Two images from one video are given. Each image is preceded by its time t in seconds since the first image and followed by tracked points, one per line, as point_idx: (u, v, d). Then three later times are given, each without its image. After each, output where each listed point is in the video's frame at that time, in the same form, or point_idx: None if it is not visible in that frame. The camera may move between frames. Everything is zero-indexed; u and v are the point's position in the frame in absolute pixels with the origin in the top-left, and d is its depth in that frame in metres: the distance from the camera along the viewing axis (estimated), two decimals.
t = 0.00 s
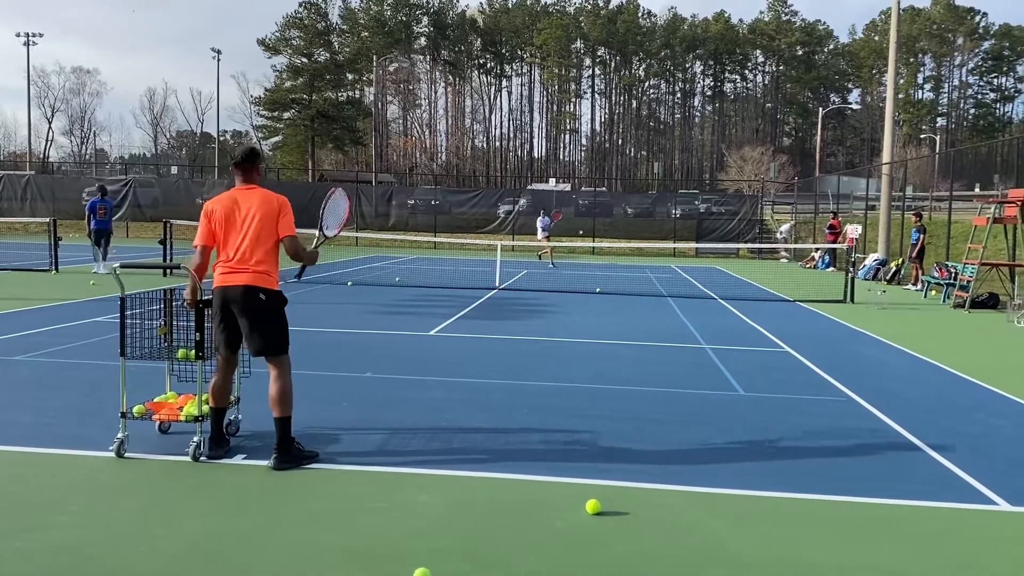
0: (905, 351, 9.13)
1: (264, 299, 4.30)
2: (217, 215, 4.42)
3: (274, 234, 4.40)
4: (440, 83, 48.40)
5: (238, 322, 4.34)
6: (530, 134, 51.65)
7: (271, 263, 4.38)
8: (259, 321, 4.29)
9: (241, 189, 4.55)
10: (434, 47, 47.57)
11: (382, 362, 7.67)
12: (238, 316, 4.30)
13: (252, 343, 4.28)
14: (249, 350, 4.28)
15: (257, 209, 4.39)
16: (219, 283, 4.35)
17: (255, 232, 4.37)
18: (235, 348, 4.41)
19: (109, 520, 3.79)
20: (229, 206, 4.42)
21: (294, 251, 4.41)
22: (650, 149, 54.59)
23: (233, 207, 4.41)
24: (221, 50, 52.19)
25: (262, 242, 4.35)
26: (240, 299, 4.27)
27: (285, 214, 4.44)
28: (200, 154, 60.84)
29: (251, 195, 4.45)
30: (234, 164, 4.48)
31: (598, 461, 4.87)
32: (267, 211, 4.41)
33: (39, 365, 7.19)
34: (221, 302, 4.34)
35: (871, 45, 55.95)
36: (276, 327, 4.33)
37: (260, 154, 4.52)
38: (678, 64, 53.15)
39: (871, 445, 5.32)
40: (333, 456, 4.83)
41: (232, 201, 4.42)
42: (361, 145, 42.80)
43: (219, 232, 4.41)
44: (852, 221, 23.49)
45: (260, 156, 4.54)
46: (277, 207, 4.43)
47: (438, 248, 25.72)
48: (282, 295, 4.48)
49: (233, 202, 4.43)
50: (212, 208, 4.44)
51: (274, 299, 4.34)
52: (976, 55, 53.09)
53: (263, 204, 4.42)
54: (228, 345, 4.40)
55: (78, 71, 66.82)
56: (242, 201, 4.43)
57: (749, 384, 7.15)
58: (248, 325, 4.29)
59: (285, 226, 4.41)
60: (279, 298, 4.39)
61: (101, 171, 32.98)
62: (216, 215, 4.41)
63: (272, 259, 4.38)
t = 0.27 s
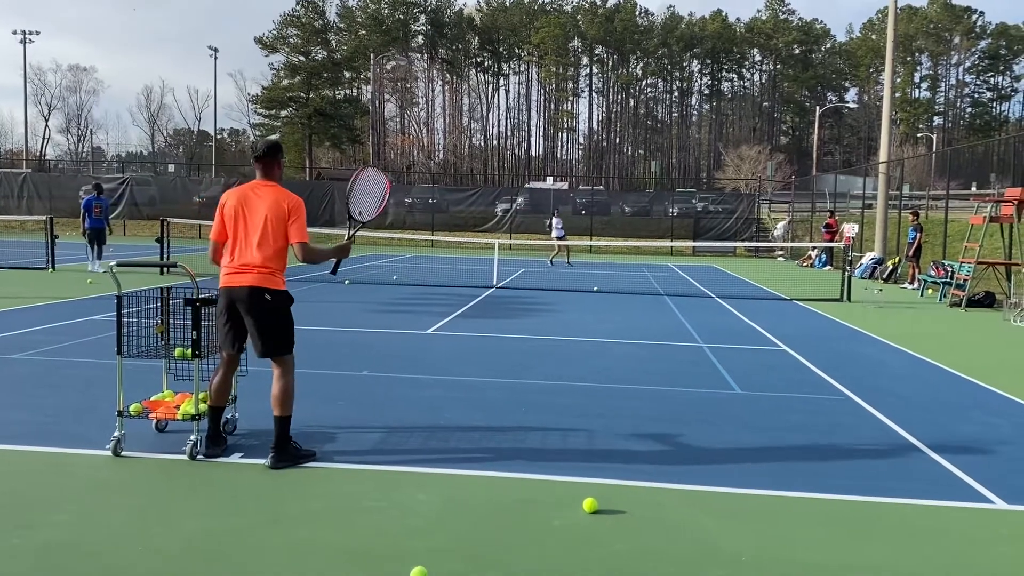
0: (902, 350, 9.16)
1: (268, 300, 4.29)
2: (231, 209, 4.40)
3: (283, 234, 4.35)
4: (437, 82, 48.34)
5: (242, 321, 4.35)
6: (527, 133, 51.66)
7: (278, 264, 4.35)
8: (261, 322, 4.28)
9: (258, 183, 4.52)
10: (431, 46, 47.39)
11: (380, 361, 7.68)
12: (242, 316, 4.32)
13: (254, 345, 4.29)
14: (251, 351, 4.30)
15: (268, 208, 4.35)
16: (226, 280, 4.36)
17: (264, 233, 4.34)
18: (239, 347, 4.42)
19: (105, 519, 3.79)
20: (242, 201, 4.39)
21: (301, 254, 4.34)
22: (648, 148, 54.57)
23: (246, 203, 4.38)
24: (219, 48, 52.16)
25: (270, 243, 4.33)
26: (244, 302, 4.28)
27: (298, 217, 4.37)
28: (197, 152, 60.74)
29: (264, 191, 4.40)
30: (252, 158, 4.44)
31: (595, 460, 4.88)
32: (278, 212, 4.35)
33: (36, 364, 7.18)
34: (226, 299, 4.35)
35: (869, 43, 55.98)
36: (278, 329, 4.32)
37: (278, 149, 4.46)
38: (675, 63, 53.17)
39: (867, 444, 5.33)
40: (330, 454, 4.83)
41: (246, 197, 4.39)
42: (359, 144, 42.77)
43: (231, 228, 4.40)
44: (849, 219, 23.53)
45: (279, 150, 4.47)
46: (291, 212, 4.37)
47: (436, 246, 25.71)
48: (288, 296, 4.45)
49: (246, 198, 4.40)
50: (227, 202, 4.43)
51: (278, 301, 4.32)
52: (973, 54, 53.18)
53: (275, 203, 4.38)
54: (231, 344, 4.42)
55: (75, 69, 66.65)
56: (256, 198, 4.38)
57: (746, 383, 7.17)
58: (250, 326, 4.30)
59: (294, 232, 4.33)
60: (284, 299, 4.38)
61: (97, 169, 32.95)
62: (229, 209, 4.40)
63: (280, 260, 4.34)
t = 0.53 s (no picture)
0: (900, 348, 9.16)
1: (258, 299, 4.27)
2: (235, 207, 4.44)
3: (273, 232, 4.29)
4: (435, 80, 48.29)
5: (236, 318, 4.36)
6: (525, 131, 51.69)
7: (269, 262, 4.30)
8: (252, 321, 4.27)
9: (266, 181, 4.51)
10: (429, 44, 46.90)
11: (378, 359, 7.68)
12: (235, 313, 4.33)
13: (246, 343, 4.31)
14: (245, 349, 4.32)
15: (262, 206, 4.32)
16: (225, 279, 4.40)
17: (259, 233, 4.31)
18: (238, 346, 4.43)
19: (102, 518, 3.79)
20: (244, 199, 4.41)
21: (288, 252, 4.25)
22: (646, 146, 54.55)
23: (245, 201, 4.38)
24: (217, 47, 52.04)
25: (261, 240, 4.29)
26: (237, 300, 4.28)
27: (290, 215, 4.28)
28: (195, 151, 60.67)
29: (263, 189, 4.37)
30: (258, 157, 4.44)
31: (594, 459, 4.88)
32: (270, 211, 4.29)
33: (33, 362, 7.18)
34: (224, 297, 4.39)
35: (867, 42, 56.01)
36: (267, 327, 4.29)
37: (283, 148, 4.42)
38: (673, 61, 53.18)
39: (865, 443, 5.34)
40: (327, 452, 4.83)
41: (246, 195, 4.40)
42: (356, 142, 42.80)
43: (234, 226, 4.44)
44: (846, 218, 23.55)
45: (285, 149, 4.44)
46: (283, 209, 4.28)
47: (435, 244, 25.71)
48: (284, 294, 4.40)
49: (247, 196, 4.40)
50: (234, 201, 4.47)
51: (267, 300, 4.28)
52: (971, 53, 53.26)
53: (269, 200, 4.33)
54: (231, 341, 4.42)
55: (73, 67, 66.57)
56: (254, 198, 4.37)
57: (744, 382, 7.17)
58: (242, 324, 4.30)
59: (283, 230, 4.23)
60: (275, 299, 4.33)
61: (95, 167, 32.95)
62: (233, 208, 4.44)
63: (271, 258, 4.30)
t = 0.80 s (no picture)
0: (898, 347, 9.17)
1: (246, 297, 4.26)
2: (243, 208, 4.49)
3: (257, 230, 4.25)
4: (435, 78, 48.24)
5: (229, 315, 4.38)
6: (524, 130, 51.66)
7: (255, 260, 4.28)
8: (239, 318, 4.28)
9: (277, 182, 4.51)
10: (428, 42, 46.75)
11: (377, 358, 7.67)
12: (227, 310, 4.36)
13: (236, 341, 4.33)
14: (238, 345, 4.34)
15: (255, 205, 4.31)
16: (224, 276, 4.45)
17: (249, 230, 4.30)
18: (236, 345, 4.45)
19: (99, 517, 3.78)
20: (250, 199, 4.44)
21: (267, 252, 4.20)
22: (645, 145, 54.51)
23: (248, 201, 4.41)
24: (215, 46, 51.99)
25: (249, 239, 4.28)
26: (225, 297, 4.31)
27: (267, 211, 4.24)
28: (194, 149, 60.59)
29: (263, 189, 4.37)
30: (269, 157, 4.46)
31: (593, 457, 4.88)
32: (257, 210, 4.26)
33: (32, 361, 7.17)
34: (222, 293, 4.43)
35: (866, 41, 56.08)
36: (252, 325, 4.27)
37: (293, 151, 4.41)
38: (672, 60, 53.17)
39: (863, 441, 5.35)
40: (326, 451, 4.83)
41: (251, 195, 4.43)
42: (355, 140, 42.77)
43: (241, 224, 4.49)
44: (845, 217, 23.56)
45: (296, 151, 4.42)
46: (261, 205, 4.26)
47: (434, 243, 25.71)
48: (275, 293, 4.36)
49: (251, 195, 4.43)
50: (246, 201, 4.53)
51: (250, 298, 4.25)
52: (970, 52, 53.30)
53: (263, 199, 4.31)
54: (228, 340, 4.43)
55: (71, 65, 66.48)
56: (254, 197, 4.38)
57: (743, 380, 7.17)
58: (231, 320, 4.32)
59: (259, 228, 4.19)
60: (263, 298, 4.30)
61: (93, 165, 32.95)
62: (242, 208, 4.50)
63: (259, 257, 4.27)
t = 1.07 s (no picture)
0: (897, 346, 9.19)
1: (240, 298, 4.24)
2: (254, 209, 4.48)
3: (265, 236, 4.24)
4: (434, 77, 48.18)
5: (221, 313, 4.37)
6: (523, 129, 51.59)
7: (257, 265, 4.27)
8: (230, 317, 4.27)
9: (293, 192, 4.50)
10: (427, 41, 46.92)
11: (377, 357, 7.67)
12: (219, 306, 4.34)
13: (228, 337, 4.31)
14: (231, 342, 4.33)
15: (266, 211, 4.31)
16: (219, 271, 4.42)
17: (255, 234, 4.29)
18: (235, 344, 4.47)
19: (98, 516, 3.78)
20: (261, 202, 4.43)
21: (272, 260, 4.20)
22: (644, 144, 54.44)
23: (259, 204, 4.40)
24: (213, 44, 51.84)
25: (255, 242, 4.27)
26: (220, 295, 4.28)
27: (276, 220, 4.22)
28: (192, 148, 60.48)
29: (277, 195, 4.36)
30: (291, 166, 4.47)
31: (592, 456, 4.87)
32: (267, 216, 4.25)
33: (31, 360, 7.14)
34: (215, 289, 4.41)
35: (865, 40, 56.05)
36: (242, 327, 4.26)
37: (315, 166, 4.42)
38: (671, 59, 53.12)
39: (862, 440, 5.35)
40: (326, 450, 4.83)
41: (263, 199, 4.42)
42: (354, 139, 42.70)
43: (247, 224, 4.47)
44: (843, 215, 23.54)
45: (319, 167, 4.43)
46: (272, 214, 4.24)
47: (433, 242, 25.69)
48: (271, 300, 4.36)
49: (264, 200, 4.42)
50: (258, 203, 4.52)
51: (243, 301, 4.23)
52: (969, 51, 53.31)
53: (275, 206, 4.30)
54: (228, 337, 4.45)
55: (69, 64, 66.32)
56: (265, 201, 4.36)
57: (742, 379, 7.17)
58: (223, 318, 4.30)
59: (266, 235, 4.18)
60: (258, 302, 4.28)
61: (91, 165, 32.86)
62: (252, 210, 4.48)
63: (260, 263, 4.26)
